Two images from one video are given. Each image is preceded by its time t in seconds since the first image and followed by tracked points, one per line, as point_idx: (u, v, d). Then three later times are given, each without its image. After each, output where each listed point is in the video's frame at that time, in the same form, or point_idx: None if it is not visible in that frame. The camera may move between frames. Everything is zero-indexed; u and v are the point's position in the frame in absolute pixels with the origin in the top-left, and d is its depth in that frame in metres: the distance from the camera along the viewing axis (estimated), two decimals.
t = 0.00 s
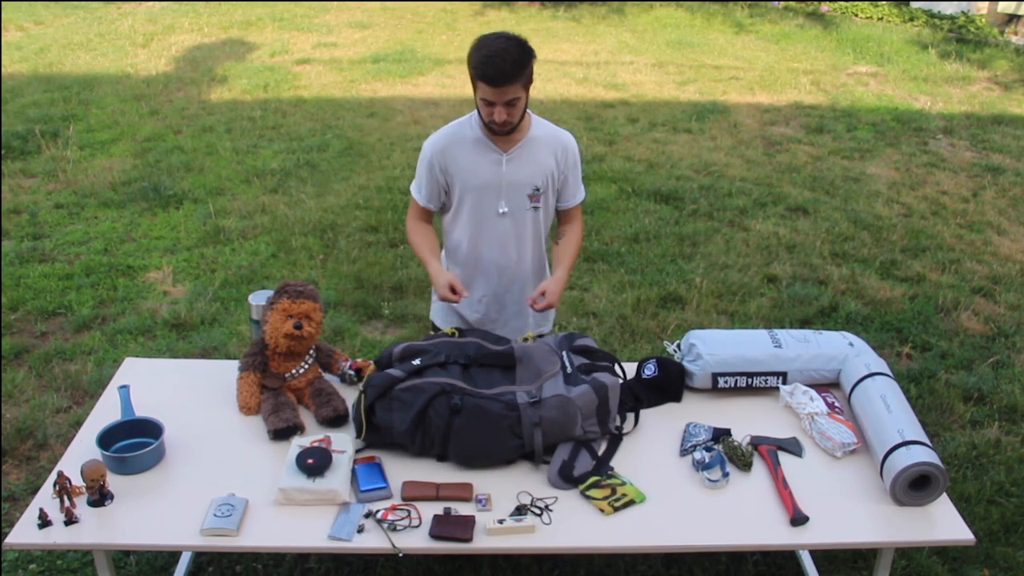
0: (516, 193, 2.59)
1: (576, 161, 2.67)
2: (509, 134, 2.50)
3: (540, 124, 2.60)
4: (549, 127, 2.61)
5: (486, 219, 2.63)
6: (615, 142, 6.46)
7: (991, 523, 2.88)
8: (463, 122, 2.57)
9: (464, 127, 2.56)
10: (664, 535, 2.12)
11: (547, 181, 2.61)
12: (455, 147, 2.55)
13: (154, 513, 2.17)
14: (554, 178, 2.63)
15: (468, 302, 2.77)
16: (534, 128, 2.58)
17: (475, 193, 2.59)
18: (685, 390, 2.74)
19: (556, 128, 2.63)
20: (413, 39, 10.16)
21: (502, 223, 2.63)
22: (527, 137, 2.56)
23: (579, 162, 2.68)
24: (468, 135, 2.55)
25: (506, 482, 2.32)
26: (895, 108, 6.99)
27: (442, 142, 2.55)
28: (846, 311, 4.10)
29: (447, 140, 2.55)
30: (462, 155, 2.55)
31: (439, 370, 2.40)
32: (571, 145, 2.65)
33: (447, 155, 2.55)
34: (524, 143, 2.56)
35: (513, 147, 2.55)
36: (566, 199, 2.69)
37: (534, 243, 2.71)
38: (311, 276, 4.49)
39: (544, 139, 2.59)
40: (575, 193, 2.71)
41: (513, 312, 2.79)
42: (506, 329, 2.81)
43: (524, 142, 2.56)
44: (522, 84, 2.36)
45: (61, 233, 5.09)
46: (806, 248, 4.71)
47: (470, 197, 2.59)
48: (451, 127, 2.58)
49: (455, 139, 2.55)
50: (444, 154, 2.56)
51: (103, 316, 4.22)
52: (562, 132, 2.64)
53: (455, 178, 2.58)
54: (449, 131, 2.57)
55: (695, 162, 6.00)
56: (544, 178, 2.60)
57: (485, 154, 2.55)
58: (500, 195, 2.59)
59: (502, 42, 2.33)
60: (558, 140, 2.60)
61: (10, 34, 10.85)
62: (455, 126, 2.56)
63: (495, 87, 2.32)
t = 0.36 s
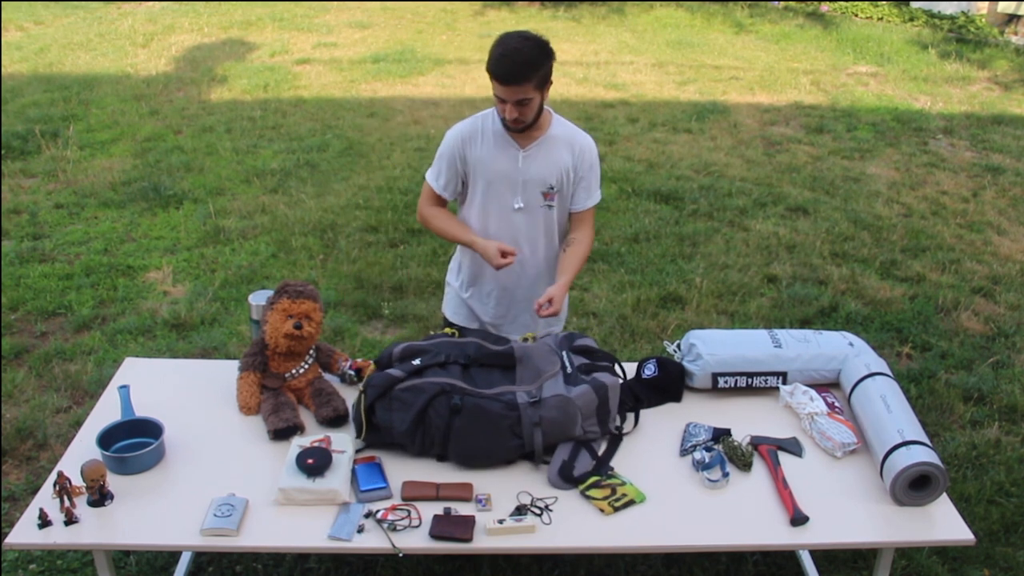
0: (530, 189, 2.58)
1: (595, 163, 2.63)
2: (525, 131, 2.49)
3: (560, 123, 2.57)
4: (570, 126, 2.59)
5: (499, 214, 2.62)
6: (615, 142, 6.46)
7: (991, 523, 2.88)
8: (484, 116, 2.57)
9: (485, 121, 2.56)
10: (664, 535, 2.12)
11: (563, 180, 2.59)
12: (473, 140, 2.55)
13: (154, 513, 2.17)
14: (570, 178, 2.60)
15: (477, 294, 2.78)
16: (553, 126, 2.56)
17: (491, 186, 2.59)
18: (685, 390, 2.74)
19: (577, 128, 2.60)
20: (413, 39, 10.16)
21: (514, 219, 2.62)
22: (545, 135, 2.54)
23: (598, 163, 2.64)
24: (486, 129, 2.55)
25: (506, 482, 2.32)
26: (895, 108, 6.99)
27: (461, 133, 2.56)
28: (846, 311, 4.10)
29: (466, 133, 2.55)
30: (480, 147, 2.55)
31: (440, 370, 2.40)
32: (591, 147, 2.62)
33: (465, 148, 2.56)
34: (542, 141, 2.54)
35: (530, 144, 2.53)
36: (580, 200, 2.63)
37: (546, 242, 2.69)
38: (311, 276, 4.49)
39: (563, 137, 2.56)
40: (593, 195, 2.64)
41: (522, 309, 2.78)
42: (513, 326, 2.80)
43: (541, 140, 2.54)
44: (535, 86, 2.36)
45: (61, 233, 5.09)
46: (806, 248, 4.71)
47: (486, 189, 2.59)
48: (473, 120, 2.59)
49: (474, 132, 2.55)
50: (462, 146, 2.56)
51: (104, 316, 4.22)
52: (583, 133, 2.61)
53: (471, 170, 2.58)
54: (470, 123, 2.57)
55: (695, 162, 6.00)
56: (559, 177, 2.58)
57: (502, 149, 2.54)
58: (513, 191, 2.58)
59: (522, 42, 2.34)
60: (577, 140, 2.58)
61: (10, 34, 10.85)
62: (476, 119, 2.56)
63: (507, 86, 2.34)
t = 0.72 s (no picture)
0: (534, 192, 2.57)
1: (601, 169, 2.62)
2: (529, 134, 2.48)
3: (567, 126, 2.56)
4: (579, 130, 2.57)
5: (503, 215, 2.62)
6: (615, 142, 6.46)
7: (991, 523, 2.88)
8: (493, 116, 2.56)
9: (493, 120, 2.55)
10: (664, 535, 2.12)
11: (567, 184, 2.58)
12: (479, 139, 2.55)
13: (154, 513, 2.17)
14: (575, 183, 2.59)
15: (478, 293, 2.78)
16: (559, 129, 2.55)
17: (495, 187, 2.58)
18: (685, 390, 2.74)
19: (585, 132, 2.59)
20: (413, 39, 10.16)
21: (517, 220, 2.62)
22: (552, 138, 2.54)
23: (604, 168, 2.63)
24: (493, 129, 2.54)
25: (506, 482, 2.32)
26: (895, 108, 6.99)
27: (469, 132, 2.55)
28: (846, 311, 4.10)
29: (473, 132, 2.55)
30: (486, 148, 2.55)
31: (439, 370, 2.40)
32: (598, 153, 2.61)
33: (471, 147, 2.56)
34: (548, 144, 2.53)
35: (537, 146, 2.53)
36: (585, 204, 2.64)
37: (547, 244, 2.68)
38: (311, 276, 4.49)
39: (569, 141, 2.55)
40: (597, 198, 2.63)
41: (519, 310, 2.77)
42: (510, 326, 2.78)
43: (547, 143, 2.54)
44: (539, 87, 2.36)
45: (61, 233, 5.09)
46: (806, 248, 4.71)
47: (491, 190, 2.59)
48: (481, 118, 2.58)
49: (481, 131, 2.55)
50: (468, 144, 2.56)
51: (104, 316, 4.22)
52: (591, 138, 2.60)
53: (477, 170, 2.58)
54: (478, 122, 2.56)
55: (695, 162, 6.00)
56: (565, 181, 2.57)
57: (507, 149, 2.54)
58: (518, 193, 2.58)
59: (527, 44, 2.35)
60: (584, 145, 2.57)
61: (10, 34, 10.85)
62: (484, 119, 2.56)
63: (512, 87, 2.33)
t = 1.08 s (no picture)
0: (448, 200, 2.61)
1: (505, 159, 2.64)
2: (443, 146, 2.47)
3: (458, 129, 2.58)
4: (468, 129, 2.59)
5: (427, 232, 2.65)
6: (615, 142, 6.45)
7: (991, 523, 2.88)
8: (381, 142, 2.53)
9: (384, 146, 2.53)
10: (664, 535, 2.12)
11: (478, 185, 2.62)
12: (380, 167, 2.53)
13: (154, 512, 2.17)
14: (484, 180, 2.63)
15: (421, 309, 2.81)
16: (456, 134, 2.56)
17: (412, 206, 2.59)
18: (685, 390, 2.74)
19: (471, 127, 2.61)
20: (414, 39, 10.16)
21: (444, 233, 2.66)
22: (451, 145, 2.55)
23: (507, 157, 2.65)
24: (391, 152, 2.53)
25: (506, 482, 2.32)
26: (895, 108, 6.99)
27: (370, 163, 2.52)
28: (846, 311, 4.10)
29: (373, 161, 2.52)
30: (389, 175, 2.54)
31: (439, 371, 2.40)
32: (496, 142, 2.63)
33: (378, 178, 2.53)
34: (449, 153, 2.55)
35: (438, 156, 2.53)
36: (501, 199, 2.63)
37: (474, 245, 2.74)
38: (311, 276, 4.49)
39: (465, 144, 2.58)
40: (511, 190, 2.63)
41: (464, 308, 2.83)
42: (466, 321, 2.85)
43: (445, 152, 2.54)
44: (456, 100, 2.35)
45: (61, 233, 5.09)
46: (806, 248, 4.71)
47: (408, 213, 2.60)
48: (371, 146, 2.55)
49: (378, 158, 2.52)
50: (375, 175, 2.53)
51: (103, 316, 4.22)
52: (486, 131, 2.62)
53: (391, 198, 2.56)
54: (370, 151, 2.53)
55: (695, 162, 6.00)
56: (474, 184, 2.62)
57: (414, 167, 2.54)
58: (433, 208, 2.61)
59: (432, 58, 2.29)
60: (478, 143, 2.59)
61: (10, 34, 10.85)
62: (377, 148, 2.53)
63: (429, 105, 2.29)
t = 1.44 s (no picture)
0: (456, 207, 2.52)
1: (524, 174, 2.51)
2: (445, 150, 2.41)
3: (477, 136, 2.47)
4: (488, 137, 2.48)
5: (429, 235, 2.59)
6: (615, 142, 6.45)
7: (991, 523, 2.88)
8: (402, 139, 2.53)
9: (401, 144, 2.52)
10: (665, 535, 2.12)
11: (490, 197, 2.51)
12: (392, 163, 2.52)
13: (154, 513, 2.17)
14: (499, 194, 2.51)
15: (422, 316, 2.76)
16: (473, 141, 2.47)
17: (418, 207, 2.55)
18: (685, 390, 2.74)
19: (493, 138, 2.49)
20: (413, 38, 10.16)
21: (446, 239, 2.59)
22: (466, 150, 2.46)
23: (527, 173, 2.52)
24: (405, 151, 2.50)
25: (506, 482, 2.32)
26: (895, 108, 6.99)
27: (382, 157, 2.53)
28: (846, 311, 4.10)
29: (386, 157, 2.52)
30: (397, 172, 2.52)
31: (439, 371, 2.40)
32: (519, 157, 2.51)
33: (388, 172, 2.53)
34: (460, 160, 2.46)
35: (451, 160, 2.46)
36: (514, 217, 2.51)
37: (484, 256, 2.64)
38: (311, 276, 4.49)
39: (482, 153, 2.47)
40: (525, 207, 2.50)
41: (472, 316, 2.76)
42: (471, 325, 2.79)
43: (459, 158, 2.46)
44: (445, 107, 2.29)
45: (61, 233, 5.09)
46: (806, 248, 4.71)
47: (411, 213, 2.56)
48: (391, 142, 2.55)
49: (391, 154, 2.51)
50: (385, 169, 2.53)
51: (103, 316, 4.22)
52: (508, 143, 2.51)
53: (397, 194, 2.54)
54: (389, 147, 2.53)
55: (695, 162, 6.00)
56: (484, 197, 2.51)
57: (423, 168, 2.49)
58: (438, 212, 2.54)
59: (419, 65, 2.24)
60: (497, 154, 2.48)
61: (10, 34, 10.85)
62: (393, 145, 2.52)
63: (414, 113, 2.25)
